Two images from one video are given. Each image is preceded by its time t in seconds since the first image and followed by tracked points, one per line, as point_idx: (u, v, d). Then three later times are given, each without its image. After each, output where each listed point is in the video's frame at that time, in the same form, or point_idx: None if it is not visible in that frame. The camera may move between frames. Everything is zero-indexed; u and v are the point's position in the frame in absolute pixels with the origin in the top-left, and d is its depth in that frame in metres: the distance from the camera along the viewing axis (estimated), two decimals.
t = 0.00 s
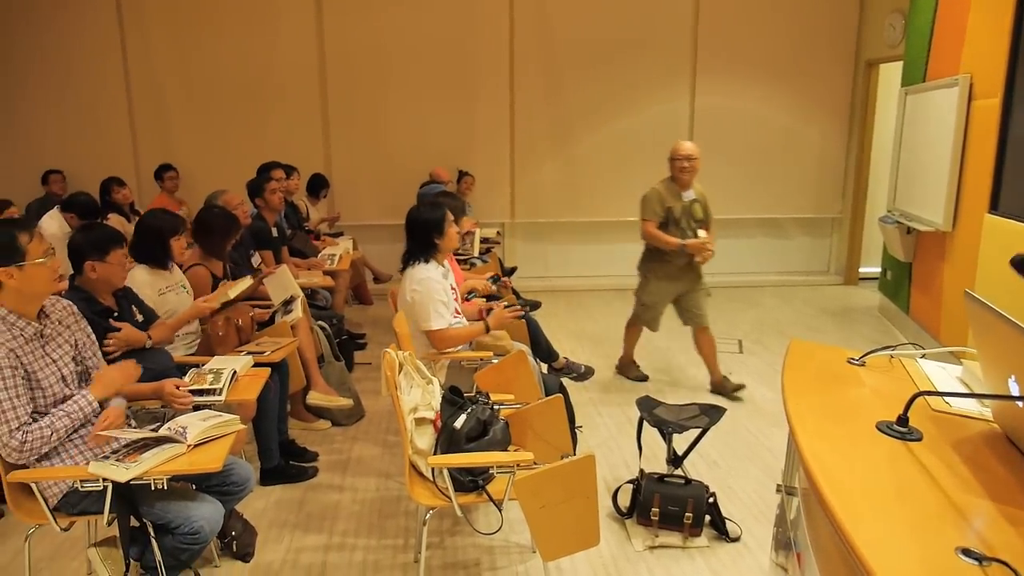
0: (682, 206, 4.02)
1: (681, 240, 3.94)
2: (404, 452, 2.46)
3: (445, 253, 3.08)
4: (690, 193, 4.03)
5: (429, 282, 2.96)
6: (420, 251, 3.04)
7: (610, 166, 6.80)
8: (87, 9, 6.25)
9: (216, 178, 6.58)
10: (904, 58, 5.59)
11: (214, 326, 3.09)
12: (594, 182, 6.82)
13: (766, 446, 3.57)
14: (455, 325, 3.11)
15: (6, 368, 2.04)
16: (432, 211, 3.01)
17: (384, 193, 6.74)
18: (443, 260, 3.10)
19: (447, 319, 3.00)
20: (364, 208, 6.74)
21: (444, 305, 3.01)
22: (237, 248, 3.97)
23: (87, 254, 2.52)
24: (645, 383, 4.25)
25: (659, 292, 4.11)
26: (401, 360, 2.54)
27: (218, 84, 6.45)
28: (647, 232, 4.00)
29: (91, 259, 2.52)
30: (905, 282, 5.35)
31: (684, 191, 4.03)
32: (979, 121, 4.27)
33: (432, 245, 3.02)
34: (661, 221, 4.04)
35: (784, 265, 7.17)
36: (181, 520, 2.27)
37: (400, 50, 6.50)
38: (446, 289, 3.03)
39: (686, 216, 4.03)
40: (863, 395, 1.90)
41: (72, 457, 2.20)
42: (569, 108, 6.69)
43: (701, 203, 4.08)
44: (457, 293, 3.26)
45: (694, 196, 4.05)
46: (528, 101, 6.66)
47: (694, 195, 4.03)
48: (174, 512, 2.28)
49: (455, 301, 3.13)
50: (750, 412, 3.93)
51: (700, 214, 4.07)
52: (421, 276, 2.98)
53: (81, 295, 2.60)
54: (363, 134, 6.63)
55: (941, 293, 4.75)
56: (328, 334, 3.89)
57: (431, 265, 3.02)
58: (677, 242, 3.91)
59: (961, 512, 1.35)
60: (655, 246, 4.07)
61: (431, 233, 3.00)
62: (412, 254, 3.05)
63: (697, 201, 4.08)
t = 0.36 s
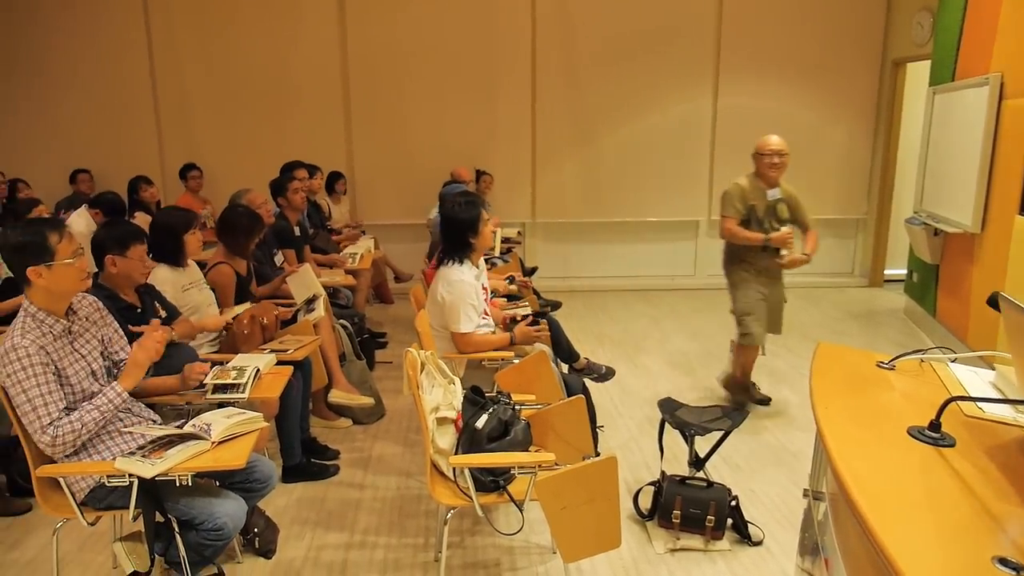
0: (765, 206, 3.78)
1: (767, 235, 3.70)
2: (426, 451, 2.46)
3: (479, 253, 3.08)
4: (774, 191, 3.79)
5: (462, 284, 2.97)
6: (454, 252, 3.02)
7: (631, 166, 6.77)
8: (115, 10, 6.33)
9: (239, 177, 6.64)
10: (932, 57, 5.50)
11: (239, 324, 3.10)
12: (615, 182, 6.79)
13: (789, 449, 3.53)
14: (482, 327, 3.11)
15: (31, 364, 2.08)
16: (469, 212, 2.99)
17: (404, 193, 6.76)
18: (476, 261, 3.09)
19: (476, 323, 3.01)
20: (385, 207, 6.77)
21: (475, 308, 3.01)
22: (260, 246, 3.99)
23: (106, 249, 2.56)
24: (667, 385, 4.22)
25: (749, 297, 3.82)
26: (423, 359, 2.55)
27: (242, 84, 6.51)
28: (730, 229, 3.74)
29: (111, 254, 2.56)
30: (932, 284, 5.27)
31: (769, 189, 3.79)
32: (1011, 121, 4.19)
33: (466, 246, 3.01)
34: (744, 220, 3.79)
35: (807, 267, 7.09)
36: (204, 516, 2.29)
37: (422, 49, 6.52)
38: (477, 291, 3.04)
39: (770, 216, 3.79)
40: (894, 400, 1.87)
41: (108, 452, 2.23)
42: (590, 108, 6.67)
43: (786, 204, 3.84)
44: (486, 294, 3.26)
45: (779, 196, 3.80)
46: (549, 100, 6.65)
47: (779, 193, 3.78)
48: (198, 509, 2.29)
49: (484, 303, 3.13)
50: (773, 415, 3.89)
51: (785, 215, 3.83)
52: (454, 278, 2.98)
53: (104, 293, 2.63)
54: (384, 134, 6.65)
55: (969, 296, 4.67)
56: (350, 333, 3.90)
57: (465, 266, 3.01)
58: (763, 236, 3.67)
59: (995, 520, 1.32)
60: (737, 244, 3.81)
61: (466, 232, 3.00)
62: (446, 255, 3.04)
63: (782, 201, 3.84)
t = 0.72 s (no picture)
0: (850, 214, 3.57)
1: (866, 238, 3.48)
2: (450, 450, 2.46)
3: (495, 252, 3.06)
4: (859, 198, 3.58)
5: (475, 283, 2.95)
6: (469, 251, 3.02)
7: (655, 164, 6.73)
8: (144, 12, 6.42)
9: (265, 176, 6.71)
10: (964, 53, 5.40)
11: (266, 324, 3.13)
12: (638, 181, 6.75)
13: (817, 451, 3.49)
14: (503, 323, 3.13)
15: (65, 361, 2.12)
16: (482, 209, 2.99)
17: (428, 192, 6.78)
18: (494, 257, 3.09)
19: (501, 315, 2.99)
20: (409, 206, 6.80)
21: (497, 302, 2.99)
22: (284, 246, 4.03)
23: (136, 248, 2.62)
24: (691, 386, 4.19)
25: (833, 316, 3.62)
26: (448, 359, 2.57)
27: (268, 84, 6.57)
28: (826, 242, 3.50)
29: (141, 253, 2.62)
30: (963, 284, 5.18)
31: (852, 196, 3.58)
32: None
33: (482, 243, 3.01)
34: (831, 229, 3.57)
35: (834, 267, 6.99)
36: (232, 512, 2.32)
37: (446, 49, 6.53)
38: (497, 288, 3.02)
39: (857, 224, 3.58)
40: (928, 402, 1.83)
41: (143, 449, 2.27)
42: (614, 106, 6.64)
43: (870, 210, 3.64)
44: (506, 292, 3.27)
45: (863, 203, 3.60)
46: (573, 99, 6.63)
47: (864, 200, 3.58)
48: (226, 505, 2.32)
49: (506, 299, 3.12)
50: (800, 417, 3.85)
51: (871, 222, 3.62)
52: (468, 276, 2.97)
53: (135, 292, 2.68)
54: (407, 133, 6.68)
55: (1001, 296, 4.58)
56: (374, 332, 3.91)
57: (484, 261, 3.00)
58: (864, 242, 3.45)
59: None
60: (829, 255, 3.58)
61: (477, 232, 2.99)
62: (463, 252, 3.04)
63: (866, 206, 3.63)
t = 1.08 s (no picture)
0: (953, 227, 3.17)
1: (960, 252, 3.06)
2: (483, 451, 2.46)
3: (512, 252, 3.12)
4: (966, 211, 3.15)
5: (490, 283, 2.99)
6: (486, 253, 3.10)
7: (688, 164, 6.67)
8: (184, 16, 6.55)
9: (299, 177, 6.80)
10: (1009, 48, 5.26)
11: (302, 323, 3.17)
12: (671, 180, 6.70)
13: (855, 456, 3.43)
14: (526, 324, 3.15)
15: (107, 358, 2.17)
16: (495, 211, 3.09)
17: (460, 192, 6.81)
18: (513, 261, 3.16)
19: (520, 318, 3.01)
20: (441, 206, 6.83)
21: (515, 305, 3.01)
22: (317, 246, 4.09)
23: (178, 245, 2.69)
24: (725, 388, 4.14)
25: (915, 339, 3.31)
26: (481, 358, 2.57)
27: (303, 86, 6.66)
28: (911, 250, 3.18)
29: (183, 250, 2.68)
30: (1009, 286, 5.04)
31: (959, 209, 3.17)
32: None
33: (496, 244, 3.10)
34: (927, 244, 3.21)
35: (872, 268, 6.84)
36: (268, 508, 2.35)
37: (478, 49, 6.55)
38: (516, 288, 3.05)
39: (958, 239, 3.17)
40: (974, 407, 1.79)
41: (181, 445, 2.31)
42: (647, 105, 6.59)
43: (983, 225, 3.17)
44: (531, 293, 3.28)
45: (973, 216, 3.16)
46: (606, 98, 6.60)
47: (971, 213, 3.14)
48: (262, 501, 2.36)
49: (526, 301, 3.15)
50: (837, 420, 3.78)
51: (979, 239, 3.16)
52: (483, 277, 3.03)
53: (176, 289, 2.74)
54: (440, 134, 6.71)
55: None
56: (407, 331, 3.93)
57: (500, 262, 3.07)
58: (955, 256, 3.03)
59: None
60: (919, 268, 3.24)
61: (492, 233, 3.08)
62: (481, 254, 3.13)
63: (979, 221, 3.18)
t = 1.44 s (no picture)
0: None
1: None
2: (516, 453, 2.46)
3: (538, 255, 3.12)
4: None
5: (517, 287, 3.00)
6: (511, 258, 3.11)
7: (724, 167, 6.60)
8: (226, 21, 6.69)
9: (336, 179, 6.89)
10: None
11: (337, 324, 3.21)
12: (707, 184, 6.64)
13: (894, 466, 3.35)
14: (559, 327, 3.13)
15: (149, 355, 2.22)
16: (513, 215, 3.13)
17: (493, 195, 6.83)
18: (541, 265, 3.17)
19: (549, 321, 3.00)
20: (474, 209, 6.86)
21: (544, 308, 3.00)
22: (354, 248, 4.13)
23: (219, 245, 2.74)
24: (760, 395, 4.08)
25: None
26: (514, 361, 2.57)
27: (341, 90, 6.75)
28: None
29: (223, 250, 2.74)
30: None
31: None
32: None
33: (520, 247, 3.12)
34: None
35: (913, 275, 6.70)
36: (303, 506, 2.38)
37: (514, 52, 6.58)
38: (545, 291, 3.05)
39: None
40: (1021, 417, 1.74)
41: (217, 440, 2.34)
42: (683, 108, 6.55)
43: None
44: (563, 296, 3.27)
45: None
46: (642, 102, 6.57)
47: None
48: (297, 498, 2.38)
49: (557, 305, 3.14)
50: (875, 430, 3.70)
51: None
52: (510, 283, 3.04)
53: (216, 289, 2.79)
54: (474, 137, 6.75)
55: None
56: (441, 333, 3.94)
57: (526, 265, 3.08)
58: None
59: None
60: None
61: (513, 237, 3.10)
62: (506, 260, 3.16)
63: None
